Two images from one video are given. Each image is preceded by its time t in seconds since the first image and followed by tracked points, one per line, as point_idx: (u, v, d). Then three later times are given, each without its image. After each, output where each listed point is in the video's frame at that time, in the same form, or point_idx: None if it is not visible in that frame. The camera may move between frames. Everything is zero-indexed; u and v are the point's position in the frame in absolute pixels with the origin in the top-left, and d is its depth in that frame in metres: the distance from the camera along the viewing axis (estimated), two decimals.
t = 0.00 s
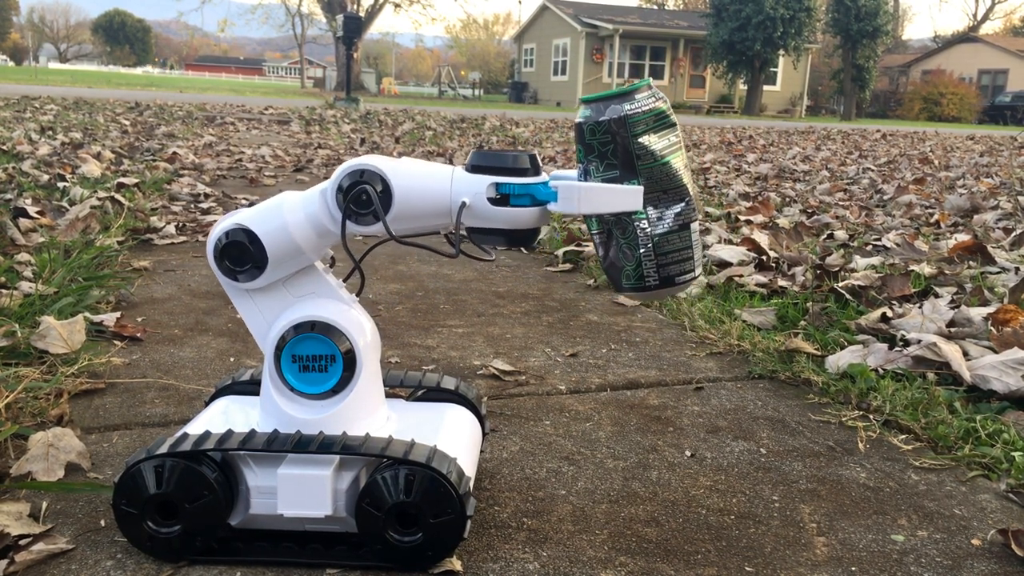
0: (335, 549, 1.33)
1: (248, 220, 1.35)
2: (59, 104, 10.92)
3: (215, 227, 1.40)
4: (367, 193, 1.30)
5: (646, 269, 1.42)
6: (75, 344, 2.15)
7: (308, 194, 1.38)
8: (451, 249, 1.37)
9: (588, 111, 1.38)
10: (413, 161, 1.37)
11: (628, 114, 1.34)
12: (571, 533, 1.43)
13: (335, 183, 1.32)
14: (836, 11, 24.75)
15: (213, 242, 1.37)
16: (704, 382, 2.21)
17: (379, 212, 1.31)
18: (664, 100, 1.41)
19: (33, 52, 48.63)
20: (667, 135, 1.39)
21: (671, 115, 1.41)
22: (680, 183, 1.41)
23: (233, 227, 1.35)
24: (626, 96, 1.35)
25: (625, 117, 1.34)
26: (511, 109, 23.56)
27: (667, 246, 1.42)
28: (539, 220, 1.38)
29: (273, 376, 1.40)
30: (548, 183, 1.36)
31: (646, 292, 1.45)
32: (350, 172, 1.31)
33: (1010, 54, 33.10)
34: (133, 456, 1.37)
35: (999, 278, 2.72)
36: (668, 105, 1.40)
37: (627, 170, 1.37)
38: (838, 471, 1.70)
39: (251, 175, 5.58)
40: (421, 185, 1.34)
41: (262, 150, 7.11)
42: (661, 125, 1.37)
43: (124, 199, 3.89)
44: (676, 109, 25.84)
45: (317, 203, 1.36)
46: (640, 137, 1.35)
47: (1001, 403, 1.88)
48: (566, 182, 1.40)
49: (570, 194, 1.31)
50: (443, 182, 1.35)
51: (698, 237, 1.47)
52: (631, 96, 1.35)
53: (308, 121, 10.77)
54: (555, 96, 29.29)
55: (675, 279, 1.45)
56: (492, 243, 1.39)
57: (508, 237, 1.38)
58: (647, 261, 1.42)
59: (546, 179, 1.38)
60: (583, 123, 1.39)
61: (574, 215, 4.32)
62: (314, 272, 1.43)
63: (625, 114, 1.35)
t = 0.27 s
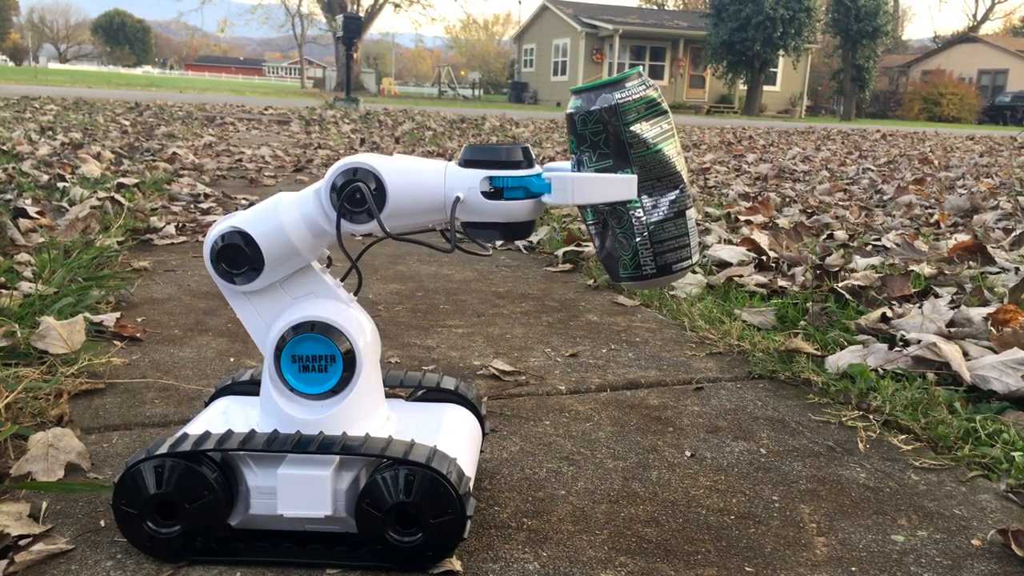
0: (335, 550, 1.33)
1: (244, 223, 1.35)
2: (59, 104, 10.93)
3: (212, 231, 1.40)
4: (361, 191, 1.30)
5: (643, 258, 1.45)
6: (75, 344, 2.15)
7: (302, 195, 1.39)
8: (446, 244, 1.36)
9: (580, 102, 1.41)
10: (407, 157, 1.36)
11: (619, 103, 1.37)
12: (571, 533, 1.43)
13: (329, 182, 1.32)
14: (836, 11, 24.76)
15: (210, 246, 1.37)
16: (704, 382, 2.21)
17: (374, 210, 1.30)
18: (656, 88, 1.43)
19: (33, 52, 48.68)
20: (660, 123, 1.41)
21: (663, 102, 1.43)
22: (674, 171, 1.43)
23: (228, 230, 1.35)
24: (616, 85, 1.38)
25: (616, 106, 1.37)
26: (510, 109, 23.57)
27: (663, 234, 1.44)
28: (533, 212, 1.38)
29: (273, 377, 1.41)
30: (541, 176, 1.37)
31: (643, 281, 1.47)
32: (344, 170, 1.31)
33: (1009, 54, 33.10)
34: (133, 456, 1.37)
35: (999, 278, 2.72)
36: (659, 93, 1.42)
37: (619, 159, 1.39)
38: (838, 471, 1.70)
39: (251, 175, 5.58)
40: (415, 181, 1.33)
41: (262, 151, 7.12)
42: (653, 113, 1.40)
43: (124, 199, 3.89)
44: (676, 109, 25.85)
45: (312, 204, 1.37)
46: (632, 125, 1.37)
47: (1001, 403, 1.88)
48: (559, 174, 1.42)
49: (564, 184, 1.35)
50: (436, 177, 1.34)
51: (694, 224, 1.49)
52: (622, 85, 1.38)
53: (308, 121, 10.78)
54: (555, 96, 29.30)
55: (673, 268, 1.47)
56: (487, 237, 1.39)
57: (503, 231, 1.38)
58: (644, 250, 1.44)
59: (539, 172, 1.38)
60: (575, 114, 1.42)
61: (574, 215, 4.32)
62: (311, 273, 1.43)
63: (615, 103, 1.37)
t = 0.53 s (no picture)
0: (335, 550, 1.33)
1: (238, 225, 1.35)
2: (59, 104, 10.94)
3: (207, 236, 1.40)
4: (354, 189, 1.30)
5: (639, 247, 1.43)
6: (75, 344, 2.15)
7: (296, 195, 1.39)
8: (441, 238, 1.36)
9: (570, 92, 1.40)
10: (399, 155, 1.36)
11: (609, 91, 1.36)
12: (571, 533, 1.43)
13: (322, 181, 1.32)
14: (836, 11, 24.76)
15: (205, 250, 1.37)
16: (704, 382, 2.21)
17: (368, 207, 1.31)
18: (645, 76, 1.42)
19: (33, 53, 48.71)
20: (651, 110, 1.40)
21: (652, 90, 1.43)
22: (666, 158, 1.42)
23: (224, 233, 1.35)
24: (606, 74, 1.37)
25: (606, 95, 1.36)
26: (510, 109, 23.57)
27: (658, 222, 1.42)
28: (528, 204, 1.37)
29: (273, 377, 1.41)
30: (534, 167, 1.35)
31: (640, 270, 1.45)
32: (337, 169, 1.31)
33: (1009, 54, 33.12)
34: (133, 455, 1.37)
35: (999, 278, 2.72)
36: (649, 80, 1.41)
37: (611, 148, 1.38)
38: (838, 471, 1.70)
39: (251, 175, 5.58)
40: (408, 177, 1.34)
41: (262, 151, 7.12)
42: (643, 100, 1.39)
43: (124, 199, 3.90)
44: (676, 109, 25.86)
45: (306, 204, 1.37)
46: (622, 113, 1.36)
47: (1001, 403, 1.88)
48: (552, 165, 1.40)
49: (558, 175, 1.31)
50: (429, 172, 1.35)
51: (689, 211, 1.48)
52: (611, 73, 1.37)
53: (308, 121, 10.79)
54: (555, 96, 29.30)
55: (668, 255, 1.45)
56: (483, 231, 1.38)
57: (499, 224, 1.37)
58: (639, 239, 1.42)
59: (532, 163, 1.37)
60: (565, 104, 1.41)
61: (574, 215, 4.33)
62: (308, 273, 1.43)
63: (605, 92, 1.36)
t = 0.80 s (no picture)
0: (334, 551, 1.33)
1: (236, 226, 1.35)
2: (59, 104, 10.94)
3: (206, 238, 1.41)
4: (351, 188, 1.31)
5: (636, 241, 1.43)
6: (75, 344, 2.15)
7: (293, 196, 1.39)
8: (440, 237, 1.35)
9: (564, 87, 1.40)
10: (396, 153, 1.36)
11: (603, 86, 1.36)
12: (571, 533, 1.43)
13: (319, 181, 1.33)
14: (836, 11, 24.76)
15: (204, 252, 1.38)
16: (704, 382, 2.21)
17: (366, 206, 1.31)
18: (640, 70, 1.42)
19: (33, 53, 48.73)
20: (645, 104, 1.40)
21: (647, 84, 1.43)
22: (663, 152, 1.42)
23: (222, 235, 1.36)
24: (600, 69, 1.37)
25: (601, 90, 1.36)
26: (510, 109, 23.57)
27: (656, 216, 1.42)
28: (524, 200, 1.37)
29: (273, 377, 1.41)
30: (530, 163, 1.35)
31: (638, 264, 1.45)
32: (333, 169, 1.31)
33: (1009, 54, 33.13)
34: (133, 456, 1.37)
35: (999, 278, 2.72)
36: (644, 74, 1.42)
37: (607, 143, 1.38)
38: (837, 471, 1.70)
39: (250, 175, 5.58)
40: (405, 175, 1.34)
41: (262, 150, 7.12)
42: (637, 94, 1.39)
43: (123, 199, 3.89)
44: (676, 109, 25.86)
45: (303, 204, 1.37)
46: (617, 108, 1.37)
47: (1001, 403, 1.88)
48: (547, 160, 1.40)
49: (555, 171, 1.31)
50: (425, 170, 1.34)
51: (687, 205, 1.48)
52: (605, 68, 1.37)
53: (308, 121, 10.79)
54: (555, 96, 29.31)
55: (666, 249, 1.45)
56: (481, 228, 1.38)
57: (497, 221, 1.37)
58: (637, 233, 1.42)
59: (528, 159, 1.36)
60: (560, 99, 1.41)
61: (574, 215, 4.33)
62: (307, 274, 1.43)
63: (600, 86, 1.37)
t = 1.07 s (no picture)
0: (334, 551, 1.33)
1: (236, 227, 1.35)
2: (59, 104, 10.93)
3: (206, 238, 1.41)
4: (351, 187, 1.31)
5: (638, 231, 1.43)
6: (75, 344, 2.15)
7: (293, 195, 1.39)
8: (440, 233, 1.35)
9: (561, 79, 1.40)
10: (395, 152, 1.36)
11: (600, 77, 1.36)
12: (571, 533, 1.43)
13: (318, 181, 1.33)
14: (836, 11, 24.76)
15: (204, 252, 1.38)
16: (704, 382, 2.21)
17: (365, 206, 1.31)
18: (636, 60, 1.43)
19: (33, 52, 48.74)
20: (642, 94, 1.40)
21: (643, 74, 1.43)
22: (661, 141, 1.42)
23: (222, 234, 1.36)
24: (596, 60, 1.37)
25: (598, 81, 1.36)
26: (510, 109, 23.55)
27: (656, 205, 1.42)
28: (524, 194, 1.36)
29: (273, 377, 1.41)
30: (530, 156, 1.33)
31: (640, 254, 1.45)
32: (333, 168, 1.32)
33: (1009, 54, 33.11)
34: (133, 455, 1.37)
35: (999, 278, 2.72)
36: (639, 65, 1.42)
37: (606, 135, 1.37)
38: (838, 471, 1.70)
39: (251, 175, 5.58)
40: (404, 173, 1.33)
41: (262, 150, 7.12)
42: (634, 85, 1.39)
43: (123, 199, 3.89)
44: (676, 108, 25.84)
45: (303, 203, 1.37)
46: (615, 99, 1.37)
47: (1001, 403, 1.88)
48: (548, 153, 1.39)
49: (552, 163, 1.30)
50: (423, 168, 1.34)
51: (685, 193, 1.49)
52: (602, 59, 1.37)
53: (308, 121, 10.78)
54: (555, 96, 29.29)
55: (668, 238, 1.46)
56: (481, 223, 1.37)
57: (497, 215, 1.36)
58: (638, 224, 1.42)
59: (528, 152, 1.35)
60: (557, 92, 1.40)
61: (574, 215, 4.33)
62: (307, 273, 1.43)
63: (597, 78, 1.37)
